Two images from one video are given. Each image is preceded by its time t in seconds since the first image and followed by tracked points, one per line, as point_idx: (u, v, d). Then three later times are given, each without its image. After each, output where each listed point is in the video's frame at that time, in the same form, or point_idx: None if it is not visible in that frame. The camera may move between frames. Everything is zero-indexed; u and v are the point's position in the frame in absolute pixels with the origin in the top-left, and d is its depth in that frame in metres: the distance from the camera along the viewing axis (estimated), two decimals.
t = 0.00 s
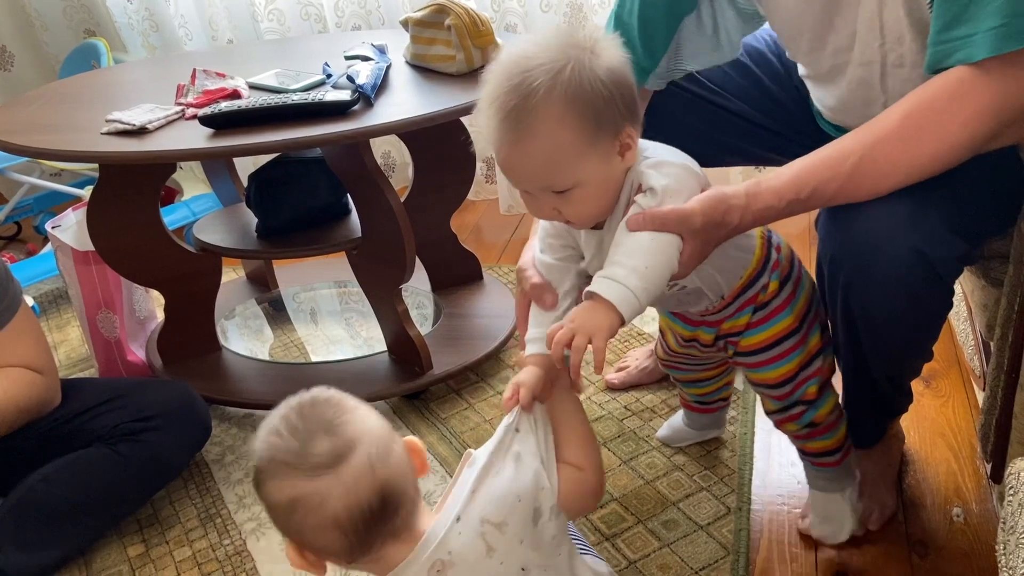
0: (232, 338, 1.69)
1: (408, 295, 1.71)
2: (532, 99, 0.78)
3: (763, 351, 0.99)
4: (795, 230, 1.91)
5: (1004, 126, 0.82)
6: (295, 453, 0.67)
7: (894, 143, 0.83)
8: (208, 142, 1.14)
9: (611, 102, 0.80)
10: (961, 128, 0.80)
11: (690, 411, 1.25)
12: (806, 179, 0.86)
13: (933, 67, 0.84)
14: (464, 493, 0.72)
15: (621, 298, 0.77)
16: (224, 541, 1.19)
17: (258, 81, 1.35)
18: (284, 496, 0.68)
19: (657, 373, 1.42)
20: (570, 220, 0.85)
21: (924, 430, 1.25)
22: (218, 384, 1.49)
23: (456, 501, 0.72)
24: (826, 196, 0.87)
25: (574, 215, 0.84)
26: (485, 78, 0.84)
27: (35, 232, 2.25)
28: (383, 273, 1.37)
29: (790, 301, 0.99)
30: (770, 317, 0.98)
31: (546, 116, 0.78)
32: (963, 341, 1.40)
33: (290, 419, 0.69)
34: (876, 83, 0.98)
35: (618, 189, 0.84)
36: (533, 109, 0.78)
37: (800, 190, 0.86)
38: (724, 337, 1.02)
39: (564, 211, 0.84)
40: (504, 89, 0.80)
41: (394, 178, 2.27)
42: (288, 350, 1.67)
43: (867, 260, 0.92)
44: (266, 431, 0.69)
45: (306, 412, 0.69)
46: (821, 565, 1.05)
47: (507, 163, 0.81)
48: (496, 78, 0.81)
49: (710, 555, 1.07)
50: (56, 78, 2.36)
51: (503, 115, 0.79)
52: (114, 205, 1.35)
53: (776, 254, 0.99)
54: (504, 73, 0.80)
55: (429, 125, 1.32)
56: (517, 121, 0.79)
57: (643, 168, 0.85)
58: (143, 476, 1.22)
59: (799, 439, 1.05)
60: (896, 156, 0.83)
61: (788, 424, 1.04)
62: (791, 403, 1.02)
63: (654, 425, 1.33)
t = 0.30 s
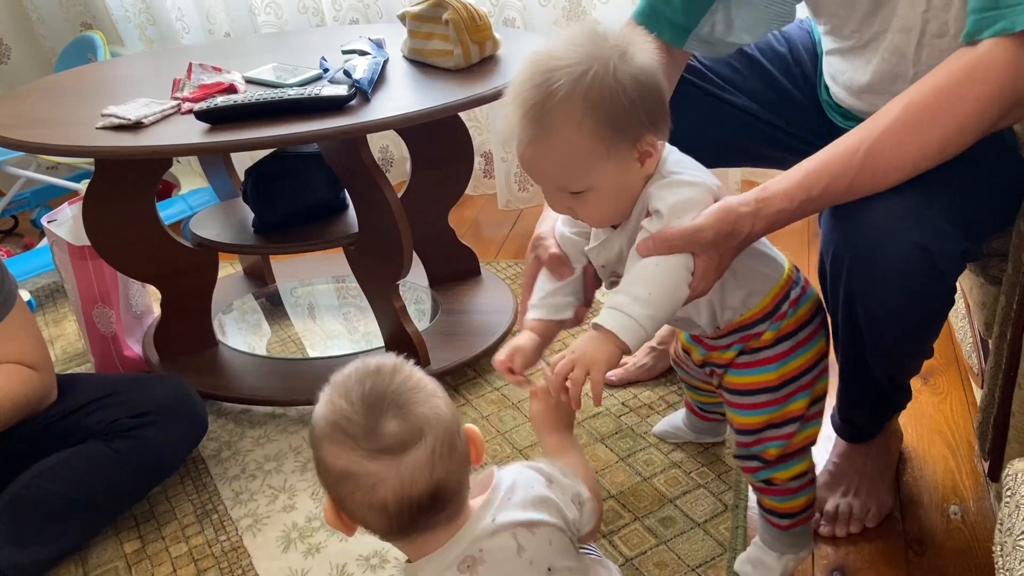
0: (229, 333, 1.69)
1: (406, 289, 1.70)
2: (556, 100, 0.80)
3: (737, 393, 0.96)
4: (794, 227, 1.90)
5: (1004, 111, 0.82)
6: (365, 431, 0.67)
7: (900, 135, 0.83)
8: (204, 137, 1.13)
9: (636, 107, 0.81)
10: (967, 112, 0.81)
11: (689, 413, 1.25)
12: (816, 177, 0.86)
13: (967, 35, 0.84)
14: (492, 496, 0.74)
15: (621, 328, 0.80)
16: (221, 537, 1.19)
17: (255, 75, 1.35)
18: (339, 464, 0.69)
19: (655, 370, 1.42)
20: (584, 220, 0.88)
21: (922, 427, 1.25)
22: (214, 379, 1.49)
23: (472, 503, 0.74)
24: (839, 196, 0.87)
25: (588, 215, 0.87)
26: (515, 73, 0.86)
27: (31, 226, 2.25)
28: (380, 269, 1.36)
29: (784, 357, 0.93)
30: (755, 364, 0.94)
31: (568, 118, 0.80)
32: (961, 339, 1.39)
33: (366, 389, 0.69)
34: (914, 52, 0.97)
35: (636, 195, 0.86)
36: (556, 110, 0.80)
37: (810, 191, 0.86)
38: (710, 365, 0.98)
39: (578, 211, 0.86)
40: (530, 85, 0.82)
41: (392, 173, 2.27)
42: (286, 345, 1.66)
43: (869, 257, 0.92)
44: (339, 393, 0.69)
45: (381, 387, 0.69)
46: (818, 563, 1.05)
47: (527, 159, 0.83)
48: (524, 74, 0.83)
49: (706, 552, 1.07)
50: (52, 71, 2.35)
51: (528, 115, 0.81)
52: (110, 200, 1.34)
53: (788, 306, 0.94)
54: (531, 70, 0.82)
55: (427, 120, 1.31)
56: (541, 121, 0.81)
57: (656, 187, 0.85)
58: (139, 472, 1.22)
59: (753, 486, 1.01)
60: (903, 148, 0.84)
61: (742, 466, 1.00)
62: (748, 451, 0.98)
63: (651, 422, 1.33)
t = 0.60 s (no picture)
0: (231, 325, 1.68)
1: (409, 282, 1.70)
2: (570, 108, 0.81)
3: (718, 382, 0.96)
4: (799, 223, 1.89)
5: (1014, 100, 0.83)
6: (380, 445, 0.67)
7: (909, 129, 0.84)
8: (206, 128, 1.13)
9: (652, 109, 0.82)
10: (978, 100, 0.82)
11: (692, 409, 1.24)
12: (827, 170, 0.87)
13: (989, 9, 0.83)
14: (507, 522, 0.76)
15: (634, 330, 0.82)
16: (221, 529, 1.19)
17: (258, 66, 1.34)
18: (348, 478, 0.69)
19: (657, 366, 1.42)
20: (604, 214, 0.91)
21: (925, 426, 1.25)
22: (217, 371, 1.49)
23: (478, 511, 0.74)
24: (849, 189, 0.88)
25: (606, 211, 0.90)
26: (533, 72, 0.87)
27: (35, 215, 2.24)
28: (383, 262, 1.36)
29: (773, 355, 0.93)
30: (744, 357, 0.94)
31: (584, 123, 0.81)
32: (965, 337, 1.39)
33: (380, 400, 0.69)
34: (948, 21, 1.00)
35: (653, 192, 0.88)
36: (572, 114, 0.81)
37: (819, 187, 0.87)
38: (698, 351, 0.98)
39: (597, 207, 0.90)
40: (547, 89, 0.83)
41: (395, 165, 2.26)
42: (288, 337, 1.66)
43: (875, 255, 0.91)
44: (349, 406, 0.69)
45: (395, 399, 0.69)
46: (818, 561, 1.05)
47: (546, 160, 0.85)
48: (541, 76, 0.84)
49: (707, 550, 1.07)
50: (56, 60, 2.35)
51: (544, 120, 0.83)
52: (113, 191, 1.34)
53: (788, 307, 0.94)
54: (548, 73, 0.83)
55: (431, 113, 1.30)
56: (556, 127, 0.82)
57: (667, 194, 0.87)
58: (140, 463, 1.22)
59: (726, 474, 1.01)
60: (911, 143, 0.85)
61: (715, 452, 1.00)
62: (721, 441, 0.98)
63: (653, 418, 1.32)
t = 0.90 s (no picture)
0: (237, 314, 1.68)
1: (414, 272, 1.70)
2: (567, 121, 0.85)
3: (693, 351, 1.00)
4: (807, 219, 1.89)
5: None
6: (398, 422, 0.66)
7: (930, 115, 0.88)
8: (214, 116, 1.12)
9: (650, 109, 0.85)
10: (998, 88, 0.86)
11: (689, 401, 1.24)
12: (848, 153, 0.90)
13: None
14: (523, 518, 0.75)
15: (682, 338, 0.82)
16: (225, 516, 1.19)
17: (267, 55, 1.34)
18: (396, 472, 0.66)
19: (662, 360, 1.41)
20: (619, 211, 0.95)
21: (931, 425, 1.24)
22: (223, 359, 1.49)
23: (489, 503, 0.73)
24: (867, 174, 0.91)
25: (620, 208, 0.94)
26: (532, 82, 0.91)
27: (43, 200, 2.25)
28: (389, 253, 1.35)
29: (757, 340, 0.98)
30: (729, 336, 0.98)
31: (584, 129, 0.85)
32: (972, 336, 1.38)
33: (365, 388, 0.69)
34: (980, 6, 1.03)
35: (661, 193, 0.92)
36: (572, 121, 0.85)
37: (839, 171, 0.90)
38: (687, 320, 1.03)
39: (610, 206, 0.93)
40: (546, 98, 0.87)
41: (403, 155, 2.26)
42: (293, 326, 1.66)
43: (881, 249, 0.91)
44: (336, 411, 0.68)
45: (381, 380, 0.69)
46: (821, 558, 1.04)
47: (553, 166, 0.90)
48: (540, 86, 0.88)
49: (709, 545, 1.07)
50: (65, 45, 2.35)
51: (546, 133, 0.87)
52: (120, 177, 1.34)
53: (784, 299, 0.98)
54: (547, 82, 0.87)
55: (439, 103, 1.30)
56: (557, 140, 0.87)
57: (682, 196, 0.90)
58: (145, 449, 1.22)
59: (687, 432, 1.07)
60: (932, 127, 0.88)
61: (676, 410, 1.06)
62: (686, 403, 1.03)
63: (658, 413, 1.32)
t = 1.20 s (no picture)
0: (246, 299, 1.69)
1: (424, 261, 1.70)
2: (582, 83, 0.89)
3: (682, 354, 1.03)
4: (819, 216, 1.88)
5: None
6: (405, 412, 0.68)
7: (938, 96, 0.87)
8: (226, 101, 1.12)
9: (663, 77, 0.88)
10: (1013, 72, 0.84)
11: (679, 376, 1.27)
12: (854, 134, 0.90)
13: None
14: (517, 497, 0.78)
15: (687, 290, 0.85)
16: (231, 500, 1.20)
17: (280, 41, 1.33)
18: (424, 460, 0.66)
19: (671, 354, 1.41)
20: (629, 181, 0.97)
21: (940, 424, 1.23)
22: (231, 344, 1.50)
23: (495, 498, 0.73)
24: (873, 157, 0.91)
25: (630, 177, 0.96)
26: (549, 54, 0.95)
27: (55, 182, 2.26)
28: (399, 241, 1.35)
29: (741, 344, 1.00)
30: (714, 342, 1.00)
31: (598, 94, 0.88)
32: (983, 336, 1.37)
33: (349, 398, 0.70)
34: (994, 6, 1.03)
35: (671, 165, 0.95)
36: (586, 86, 0.89)
37: (845, 150, 0.90)
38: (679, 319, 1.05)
39: (621, 174, 0.96)
40: (561, 63, 0.91)
41: (414, 144, 2.25)
42: (302, 314, 1.66)
43: (886, 235, 0.90)
44: (332, 426, 0.68)
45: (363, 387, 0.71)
46: (825, 555, 1.04)
47: (568, 133, 0.93)
48: (557, 56, 0.92)
49: (714, 540, 1.07)
50: (79, 27, 2.35)
51: (561, 96, 0.91)
52: (131, 161, 1.34)
53: (766, 302, 1.00)
54: (563, 51, 0.91)
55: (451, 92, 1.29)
56: (571, 102, 0.90)
57: (693, 164, 0.93)
58: (153, 432, 1.22)
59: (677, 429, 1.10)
60: (941, 111, 0.87)
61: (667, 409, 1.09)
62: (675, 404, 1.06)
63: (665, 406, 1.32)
